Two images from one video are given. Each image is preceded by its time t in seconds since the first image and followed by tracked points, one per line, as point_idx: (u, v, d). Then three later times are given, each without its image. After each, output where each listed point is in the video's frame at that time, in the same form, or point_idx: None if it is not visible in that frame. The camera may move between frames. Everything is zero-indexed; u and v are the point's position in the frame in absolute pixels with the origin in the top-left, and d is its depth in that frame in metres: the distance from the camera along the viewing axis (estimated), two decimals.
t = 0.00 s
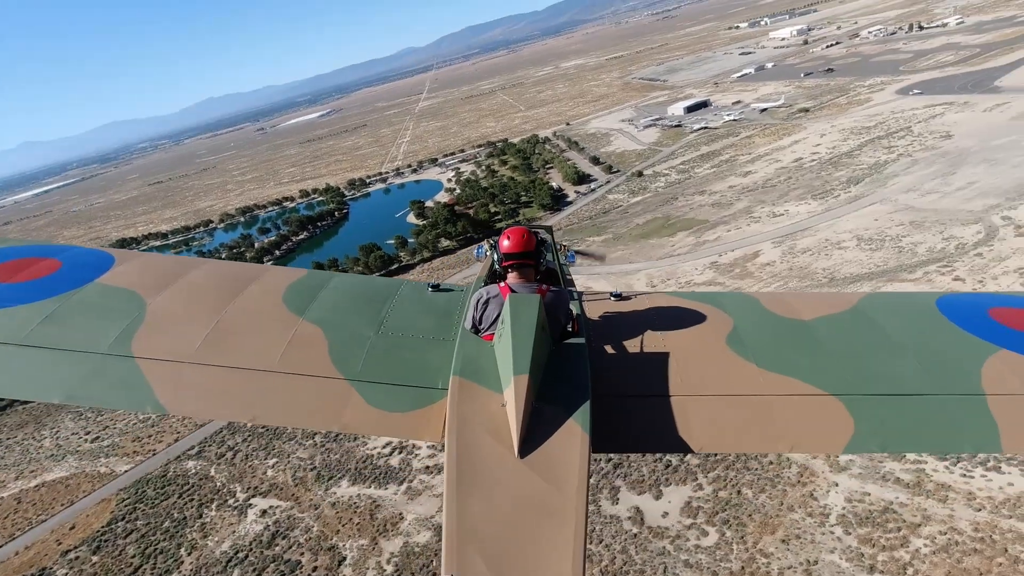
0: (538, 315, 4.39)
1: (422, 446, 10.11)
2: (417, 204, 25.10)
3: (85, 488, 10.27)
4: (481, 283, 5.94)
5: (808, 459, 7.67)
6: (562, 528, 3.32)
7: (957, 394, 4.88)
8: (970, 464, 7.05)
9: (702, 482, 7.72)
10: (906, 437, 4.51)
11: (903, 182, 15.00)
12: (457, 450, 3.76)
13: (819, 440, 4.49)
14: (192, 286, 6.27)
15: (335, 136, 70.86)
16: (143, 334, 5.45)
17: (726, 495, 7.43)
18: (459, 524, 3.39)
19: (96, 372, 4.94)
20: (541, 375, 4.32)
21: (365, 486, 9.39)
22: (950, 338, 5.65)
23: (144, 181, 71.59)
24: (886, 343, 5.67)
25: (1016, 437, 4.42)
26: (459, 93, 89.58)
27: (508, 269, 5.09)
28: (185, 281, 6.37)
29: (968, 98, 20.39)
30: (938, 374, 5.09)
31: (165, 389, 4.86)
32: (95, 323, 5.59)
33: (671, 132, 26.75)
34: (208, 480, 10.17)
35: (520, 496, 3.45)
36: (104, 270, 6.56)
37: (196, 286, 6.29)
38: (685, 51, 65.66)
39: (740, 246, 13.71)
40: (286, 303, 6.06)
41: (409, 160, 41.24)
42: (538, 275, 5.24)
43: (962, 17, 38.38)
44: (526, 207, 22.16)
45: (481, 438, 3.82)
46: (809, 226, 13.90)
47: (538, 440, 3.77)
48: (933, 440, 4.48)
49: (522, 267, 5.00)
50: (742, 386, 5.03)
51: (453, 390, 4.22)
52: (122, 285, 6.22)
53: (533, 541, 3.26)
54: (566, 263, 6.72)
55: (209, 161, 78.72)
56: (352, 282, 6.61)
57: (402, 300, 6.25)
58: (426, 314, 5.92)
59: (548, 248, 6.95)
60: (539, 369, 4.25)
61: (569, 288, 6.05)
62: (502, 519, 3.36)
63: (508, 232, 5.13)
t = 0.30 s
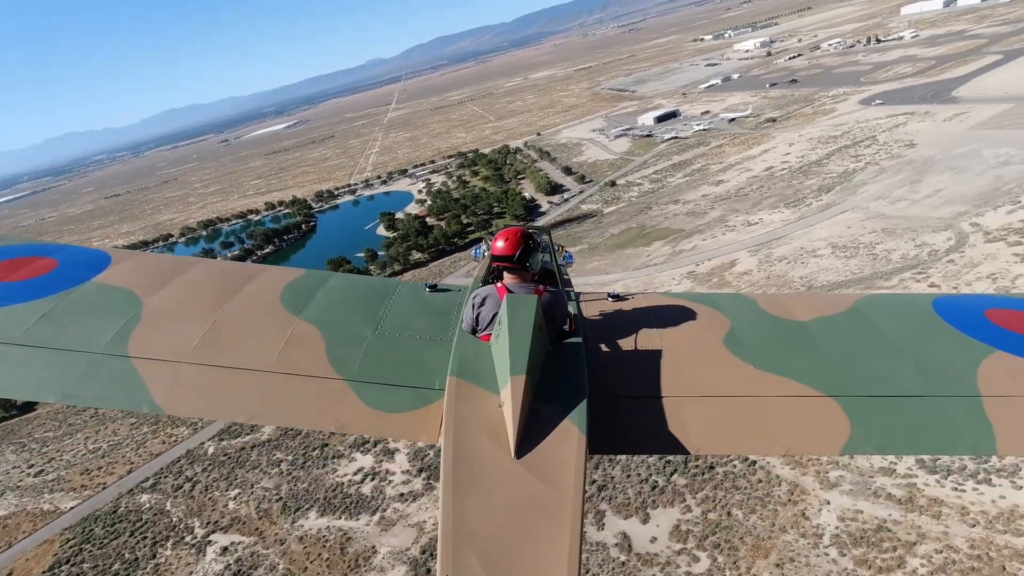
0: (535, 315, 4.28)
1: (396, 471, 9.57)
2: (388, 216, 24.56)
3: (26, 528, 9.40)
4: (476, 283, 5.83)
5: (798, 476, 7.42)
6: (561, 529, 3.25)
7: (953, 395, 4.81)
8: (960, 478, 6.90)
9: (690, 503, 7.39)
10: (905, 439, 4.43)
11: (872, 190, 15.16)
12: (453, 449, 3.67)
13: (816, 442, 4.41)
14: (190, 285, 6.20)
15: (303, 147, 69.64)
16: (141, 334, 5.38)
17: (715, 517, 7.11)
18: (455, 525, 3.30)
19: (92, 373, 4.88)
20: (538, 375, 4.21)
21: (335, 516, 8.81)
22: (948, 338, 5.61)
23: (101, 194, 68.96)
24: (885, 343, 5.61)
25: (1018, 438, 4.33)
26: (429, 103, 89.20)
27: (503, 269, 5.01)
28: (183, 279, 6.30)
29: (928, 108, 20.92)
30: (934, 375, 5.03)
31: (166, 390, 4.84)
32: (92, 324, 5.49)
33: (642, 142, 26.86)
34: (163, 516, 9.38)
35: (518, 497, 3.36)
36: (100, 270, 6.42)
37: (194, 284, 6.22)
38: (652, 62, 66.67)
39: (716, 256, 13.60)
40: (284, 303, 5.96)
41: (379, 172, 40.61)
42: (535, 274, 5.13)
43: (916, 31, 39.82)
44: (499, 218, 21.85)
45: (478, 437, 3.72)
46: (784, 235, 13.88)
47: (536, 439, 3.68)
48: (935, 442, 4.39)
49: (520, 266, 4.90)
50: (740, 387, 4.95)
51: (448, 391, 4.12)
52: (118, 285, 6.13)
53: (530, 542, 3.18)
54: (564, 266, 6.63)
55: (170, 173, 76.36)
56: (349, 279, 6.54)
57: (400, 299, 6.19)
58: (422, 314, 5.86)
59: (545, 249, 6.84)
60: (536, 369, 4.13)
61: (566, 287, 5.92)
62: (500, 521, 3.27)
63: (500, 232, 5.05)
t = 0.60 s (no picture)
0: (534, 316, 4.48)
1: (374, 498, 9.05)
2: (362, 227, 24.03)
3: None
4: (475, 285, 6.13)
5: (794, 495, 7.15)
6: (561, 528, 3.37)
7: (947, 394, 5.15)
8: (960, 493, 6.69)
9: (684, 527, 7.04)
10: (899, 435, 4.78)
11: (850, 198, 15.20)
12: (452, 452, 3.81)
13: (810, 441, 4.75)
14: (186, 290, 6.55)
15: (274, 158, 68.29)
16: (138, 337, 5.68)
17: (712, 541, 6.76)
18: (456, 526, 3.42)
19: (94, 375, 5.17)
20: (538, 376, 4.38)
21: (309, 550, 8.25)
22: (944, 337, 5.96)
23: (61, 207, 66.39)
24: (881, 343, 5.98)
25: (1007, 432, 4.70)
26: (403, 113, 88.53)
27: (501, 270, 5.26)
28: (181, 284, 6.65)
29: (898, 116, 21.27)
30: (929, 374, 5.37)
31: (163, 391, 5.10)
32: (90, 327, 5.81)
33: (619, 150, 26.83)
34: (121, 553, 8.66)
35: (518, 496, 3.49)
36: (96, 275, 6.78)
37: (190, 289, 6.57)
38: (625, 72, 67.30)
39: (698, 265, 13.43)
40: (283, 305, 6.33)
41: (352, 182, 39.89)
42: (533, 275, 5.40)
43: (881, 42, 40.88)
44: (476, 228, 21.50)
45: (479, 438, 3.86)
46: (765, 243, 13.78)
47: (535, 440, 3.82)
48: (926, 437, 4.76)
49: (518, 267, 5.15)
50: (736, 387, 5.30)
51: (449, 392, 4.27)
52: (116, 289, 6.49)
53: (531, 540, 3.30)
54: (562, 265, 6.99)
55: (135, 184, 74.04)
56: (348, 282, 6.98)
57: (398, 300, 6.62)
58: (422, 315, 6.28)
59: (543, 250, 7.14)
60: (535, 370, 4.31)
61: (564, 289, 6.24)
62: (500, 521, 3.39)
63: (498, 234, 5.35)
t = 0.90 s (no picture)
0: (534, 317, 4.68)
1: (353, 526, 8.54)
2: (340, 238, 23.44)
3: None
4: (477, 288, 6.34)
5: (795, 517, 6.84)
6: (562, 526, 3.59)
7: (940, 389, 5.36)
8: (965, 512, 6.46)
9: (682, 553, 6.68)
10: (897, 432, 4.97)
11: (834, 206, 15.16)
12: (457, 455, 3.96)
13: (806, 440, 4.93)
14: (185, 296, 6.66)
15: (249, 167, 66.96)
16: (138, 344, 5.77)
17: (712, 569, 6.41)
18: (459, 529, 3.64)
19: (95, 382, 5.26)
20: (539, 378, 4.54)
21: None
22: (940, 334, 6.16)
23: (25, 218, 64.06)
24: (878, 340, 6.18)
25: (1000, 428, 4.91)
26: (382, 121, 87.74)
27: (501, 272, 5.54)
28: (181, 289, 6.76)
29: (876, 125, 21.46)
30: (923, 370, 5.57)
31: (165, 397, 5.19)
32: (93, 333, 5.94)
33: (600, 158, 26.70)
34: None
35: (521, 499, 3.68)
36: (97, 281, 6.91)
37: (189, 295, 6.68)
38: (604, 81, 67.58)
39: (685, 275, 13.19)
40: (281, 311, 6.40)
41: (330, 191, 39.15)
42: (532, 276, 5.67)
43: (854, 53, 41.61)
44: (457, 238, 21.08)
45: (478, 441, 4.02)
46: (751, 252, 13.63)
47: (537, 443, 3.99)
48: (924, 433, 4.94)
49: (518, 269, 5.41)
50: (733, 386, 5.46)
51: (449, 393, 4.40)
52: (116, 297, 6.59)
53: (535, 541, 3.52)
54: (562, 266, 7.20)
55: (104, 195, 71.82)
56: (348, 287, 7.07)
57: (397, 304, 6.71)
58: (421, 319, 6.37)
59: (543, 249, 7.32)
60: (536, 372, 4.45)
61: (564, 289, 6.52)
62: (504, 523, 3.61)
63: (499, 234, 5.58)
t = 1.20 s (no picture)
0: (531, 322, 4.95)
1: (334, 555, 8.04)
2: (321, 247, 22.91)
3: None
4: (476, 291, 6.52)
5: (799, 541, 6.52)
6: (561, 527, 3.71)
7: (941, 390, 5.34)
8: (974, 534, 6.21)
9: None
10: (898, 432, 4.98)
11: (822, 214, 15.07)
12: (457, 461, 4.12)
13: (805, 441, 4.94)
14: (184, 303, 6.84)
15: (227, 174, 65.69)
16: (136, 352, 5.98)
17: None
18: (459, 529, 3.75)
19: (95, 390, 5.44)
20: (537, 382, 4.74)
21: None
22: (941, 336, 6.11)
23: None
24: (878, 340, 6.14)
25: (1001, 428, 4.91)
26: (364, 128, 86.94)
27: (499, 277, 5.84)
28: (180, 297, 6.95)
29: (860, 134, 21.55)
30: (924, 372, 5.54)
31: (164, 405, 5.33)
32: (91, 340, 6.16)
33: (586, 166, 26.52)
34: None
35: (520, 500, 3.82)
36: (94, 289, 7.17)
37: (187, 302, 6.85)
38: (587, 89, 67.71)
39: (675, 284, 12.95)
40: (281, 316, 6.55)
41: (311, 199, 38.43)
42: (529, 280, 5.99)
43: (834, 63, 42.16)
44: (441, 247, 20.71)
45: (479, 445, 4.19)
46: (741, 261, 13.44)
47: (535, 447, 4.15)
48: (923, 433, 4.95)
49: (514, 273, 5.76)
50: (733, 387, 5.47)
51: (449, 398, 4.61)
52: (115, 304, 6.82)
53: (535, 541, 3.62)
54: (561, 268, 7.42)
55: (76, 202, 69.77)
56: (348, 292, 7.19)
57: (397, 308, 6.81)
58: (421, 322, 6.47)
59: (543, 254, 7.56)
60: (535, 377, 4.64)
61: (563, 293, 6.82)
62: (505, 523, 3.72)
63: (497, 240, 5.95)
